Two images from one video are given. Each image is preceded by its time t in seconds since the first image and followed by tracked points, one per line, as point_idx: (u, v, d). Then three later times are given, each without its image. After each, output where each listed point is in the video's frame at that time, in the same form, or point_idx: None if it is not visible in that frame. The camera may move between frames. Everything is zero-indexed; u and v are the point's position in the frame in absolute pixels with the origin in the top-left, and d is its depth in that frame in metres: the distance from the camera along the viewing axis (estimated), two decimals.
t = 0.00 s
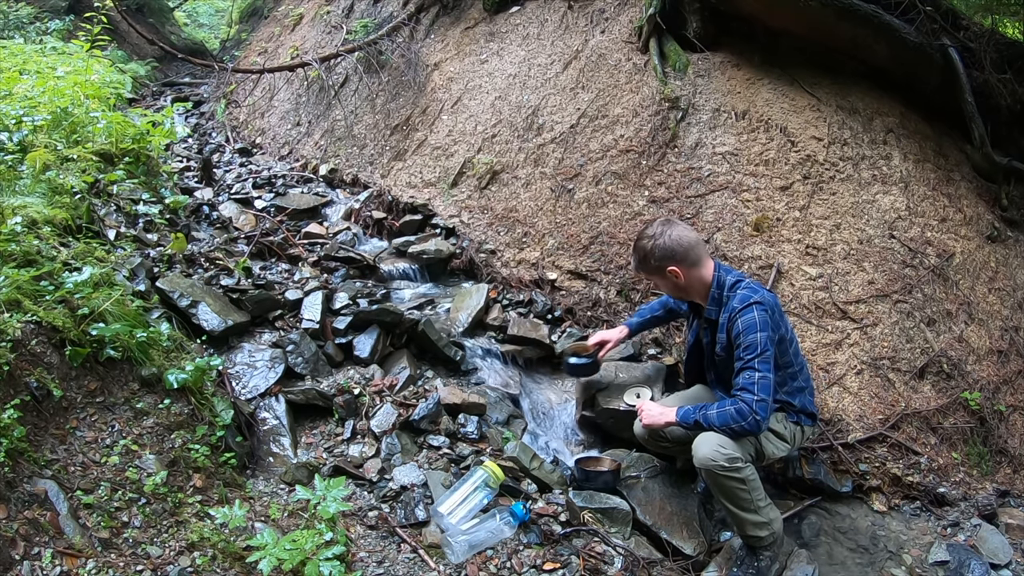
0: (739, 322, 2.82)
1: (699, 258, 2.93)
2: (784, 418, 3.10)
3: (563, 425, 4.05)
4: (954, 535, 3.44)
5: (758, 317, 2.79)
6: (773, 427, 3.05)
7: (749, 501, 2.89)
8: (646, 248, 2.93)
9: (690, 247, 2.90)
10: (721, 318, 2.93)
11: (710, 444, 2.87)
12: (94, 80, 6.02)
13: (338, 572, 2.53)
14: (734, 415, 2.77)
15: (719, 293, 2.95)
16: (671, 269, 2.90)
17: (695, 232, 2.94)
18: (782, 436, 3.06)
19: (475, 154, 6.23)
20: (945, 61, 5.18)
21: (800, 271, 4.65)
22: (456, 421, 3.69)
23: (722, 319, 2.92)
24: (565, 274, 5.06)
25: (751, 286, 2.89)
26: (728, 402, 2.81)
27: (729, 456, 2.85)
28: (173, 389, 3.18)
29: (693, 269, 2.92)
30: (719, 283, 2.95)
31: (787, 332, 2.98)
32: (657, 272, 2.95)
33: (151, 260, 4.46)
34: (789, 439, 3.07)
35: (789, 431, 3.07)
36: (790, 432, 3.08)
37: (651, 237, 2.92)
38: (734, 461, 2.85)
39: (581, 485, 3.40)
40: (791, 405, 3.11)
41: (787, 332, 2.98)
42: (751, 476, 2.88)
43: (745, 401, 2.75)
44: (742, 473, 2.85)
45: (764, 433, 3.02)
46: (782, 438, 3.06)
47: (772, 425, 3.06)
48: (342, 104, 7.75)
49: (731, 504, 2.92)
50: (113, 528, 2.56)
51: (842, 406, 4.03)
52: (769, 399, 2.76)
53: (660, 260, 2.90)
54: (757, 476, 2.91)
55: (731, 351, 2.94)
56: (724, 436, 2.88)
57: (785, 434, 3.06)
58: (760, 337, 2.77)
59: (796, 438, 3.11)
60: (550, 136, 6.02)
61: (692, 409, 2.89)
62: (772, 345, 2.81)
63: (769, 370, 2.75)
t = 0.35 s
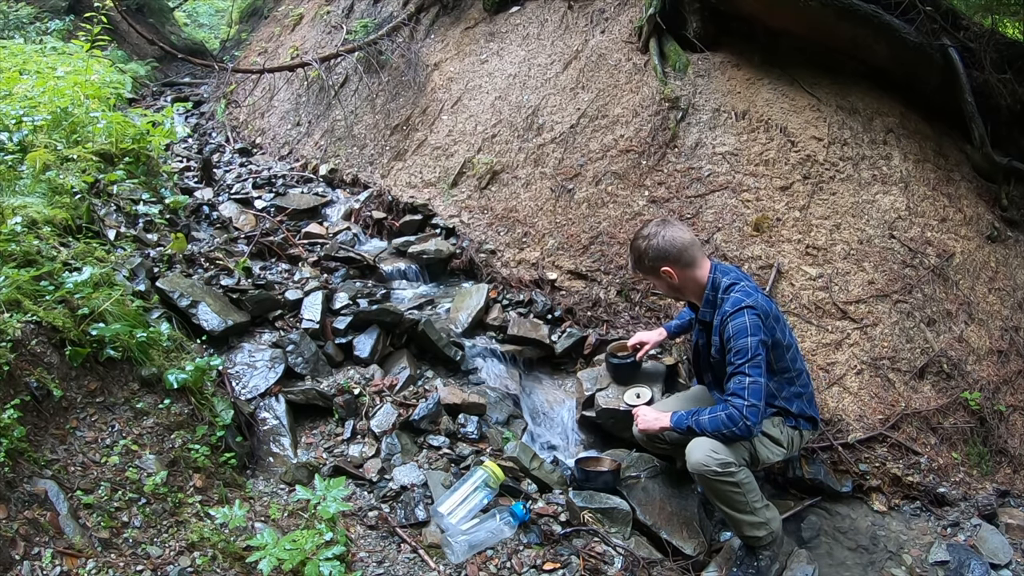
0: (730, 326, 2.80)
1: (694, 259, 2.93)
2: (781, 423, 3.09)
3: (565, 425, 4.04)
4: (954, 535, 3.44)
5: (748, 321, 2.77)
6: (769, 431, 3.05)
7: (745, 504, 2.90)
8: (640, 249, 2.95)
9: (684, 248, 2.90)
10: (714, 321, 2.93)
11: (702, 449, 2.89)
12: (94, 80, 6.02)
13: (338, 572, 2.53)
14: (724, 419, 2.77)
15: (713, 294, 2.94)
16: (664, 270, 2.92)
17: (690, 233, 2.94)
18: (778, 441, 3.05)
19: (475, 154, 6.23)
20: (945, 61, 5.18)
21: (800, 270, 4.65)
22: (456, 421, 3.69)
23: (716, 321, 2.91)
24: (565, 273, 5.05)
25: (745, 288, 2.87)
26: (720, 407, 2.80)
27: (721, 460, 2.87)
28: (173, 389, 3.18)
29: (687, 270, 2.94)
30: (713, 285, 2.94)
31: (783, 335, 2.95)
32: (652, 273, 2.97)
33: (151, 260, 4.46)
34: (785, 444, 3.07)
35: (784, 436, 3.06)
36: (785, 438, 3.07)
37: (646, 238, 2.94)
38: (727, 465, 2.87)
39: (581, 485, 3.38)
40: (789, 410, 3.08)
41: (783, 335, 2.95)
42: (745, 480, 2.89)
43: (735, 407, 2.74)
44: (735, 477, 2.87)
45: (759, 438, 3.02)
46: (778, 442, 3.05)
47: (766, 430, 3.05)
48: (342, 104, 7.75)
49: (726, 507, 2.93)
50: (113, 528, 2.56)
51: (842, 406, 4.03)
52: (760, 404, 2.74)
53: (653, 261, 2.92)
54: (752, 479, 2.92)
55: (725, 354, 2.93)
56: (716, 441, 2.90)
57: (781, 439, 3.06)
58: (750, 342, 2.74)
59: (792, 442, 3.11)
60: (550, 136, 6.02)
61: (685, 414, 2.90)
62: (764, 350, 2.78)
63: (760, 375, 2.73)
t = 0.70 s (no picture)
0: (727, 329, 2.80)
1: (691, 262, 2.93)
2: (781, 426, 3.08)
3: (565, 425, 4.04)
4: (954, 535, 3.44)
5: (746, 324, 2.76)
6: (768, 434, 3.03)
7: (744, 505, 2.90)
8: (638, 252, 2.96)
9: (680, 252, 2.90)
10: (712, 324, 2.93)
11: (700, 451, 2.89)
12: (94, 80, 6.02)
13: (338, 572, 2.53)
14: (723, 422, 2.77)
15: (711, 297, 2.93)
16: (662, 273, 2.93)
17: (687, 235, 2.94)
18: (777, 443, 3.04)
19: (475, 154, 6.23)
20: (945, 61, 5.18)
21: (800, 271, 4.65)
22: (456, 421, 3.69)
23: (714, 324, 2.91)
24: (565, 273, 5.06)
25: (742, 291, 2.86)
26: (718, 411, 2.81)
27: (719, 463, 2.87)
28: (173, 389, 3.18)
29: (685, 273, 2.94)
30: (711, 288, 2.93)
31: (782, 338, 2.95)
32: (650, 277, 2.98)
33: (151, 260, 4.46)
34: (784, 447, 3.05)
35: (783, 439, 3.05)
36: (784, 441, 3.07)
37: (643, 242, 2.95)
38: (725, 468, 2.87)
39: (581, 485, 3.38)
40: (789, 413, 3.08)
41: (782, 337, 2.95)
42: (743, 481, 2.89)
43: (733, 410, 2.74)
44: (734, 479, 2.87)
45: (758, 440, 3.00)
46: (777, 444, 3.04)
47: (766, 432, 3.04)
48: (342, 104, 7.75)
49: (725, 509, 2.94)
50: (113, 528, 2.57)
51: (842, 406, 4.03)
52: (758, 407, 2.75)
53: (650, 265, 2.93)
54: (750, 480, 2.92)
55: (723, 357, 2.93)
56: (713, 444, 2.89)
57: (781, 441, 3.05)
58: (747, 345, 2.74)
59: (792, 445, 3.10)
60: (551, 136, 6.02)
61: (684, 416, 2.90)
62: (761, 352, 2.78)
63: (758, 379, 2.73)
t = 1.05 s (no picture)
0: (733, 330, 2.80)
1: (696, 264, 2.93)
2: (784, 428, 3.09)
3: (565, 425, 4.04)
4: (954, 535, 3.44)
5: (753, 325, 2.77)
6: (771, 437, 3.03)
7: (745, 506, 2.90)
8: (642, 255, 2.95)
9: (686, 254, 2.90)
10: (718, 325, 2.93)
11: (702, 453, 2.88)
12: (94, 80, 6.02)
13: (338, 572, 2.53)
14: (727, 423, 2.77)
15: (718, 298, 2.93)
16: (667, 276, 2.92)
17: (692, 236, 2.93)
18: (779, 445, 3.04)
19: (475, 154, 6.23)
20: (946, 61, 5.14)
21: (800, 271, 4.66)
22: (456, 421, 3.69)
23: (720, 325, 2.91)
24: (565, 273, 5.06)
25: (750, 291, 2.87)
26: (720, 412, 2.81)
27: (721, 464, 2.86)
28: (173, 389, 3.18)
29: (690, 275, 2.93)
30: (717, 289, 2.94)
31: (787, 340, 2.95)
32: (654, 279, 2.97)
33: (151, 260, 4.46)
34: (787, 449, 3.05)
35: (785, 441, 3.05)
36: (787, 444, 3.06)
37: (648, 244, 2.94)
38: (727, 469, 2.86)
39: (581, 485, 3.37)
40: (791, 416, 3.09)
41: (788, 339, 2.96)
42: (745, 483, 2.89)
43: (736, 412, 2.75)
44: (736, 480, 2.86)
45: (760, 442, 3.00)
46: (779, 446, 3.03)
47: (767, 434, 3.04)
48: (342, 104, 7.75)
49: (726, 509, 2.94)
50: (113, 528, 2.57)
51: (842, 405, 4.03)
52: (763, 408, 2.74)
53: (655, 267, 2.92)
54: (752, 481, 2.91)
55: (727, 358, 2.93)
56: (716, 445, 2.89)
57: (783, 443, 3.04)
58: (753, 347, 2.74)
59: (794, 447, 3.10)
60: (550, 136, 6.02)
61: (686, 417, 2.90)
62: (767, 354, 2.78)
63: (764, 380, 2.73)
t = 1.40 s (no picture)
0: (734, 332, 2.80)
1: (700, 265, 2.93)
2: (785, 428, 3.09)
3: (564, 425, 4.04)
4: (954, 535, 3.44)
5: (754, 327, 2.77)
6: (772, 438, 3.03)
7: (746, 507, 2.91)
8: (646, 255, 2.95)
9: (690, 255, 2.90)
10: (720, 326, 2.93)
11: (703, 454, 2.89)
12: (94, 80, 6.02)
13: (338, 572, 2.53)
14: (727, 424, 2.77)
15: (719, 299, 2.93)
16: (670, 276, 2.93)
17: (696, 237, 2.93)
18: (780, 446, 3.04)
19: (475, 154, 6.23)
20: (945, 61, 5.15)
21: (800, 271, 4.65)
22: (456, 421, 3.69)
23: (722, 326, 2.91)
24: (565, 273, 5.06)
25: (752, 293, 2.87)
26: (721, 414, 2.81)
27: (722, 465, 2.86)
28: (173, 389, 3.18)
29: (694, 276, 2.94)
30: (720, 290, 2.93)
31: (789, 341, 2.95)
32: (658, 279, 2.98)
33: (151, 260, 4.45)
34: (788, 450, 3.05)
35: (787, 443, 3.05)
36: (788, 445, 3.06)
37: (652, 244, 2.93)
38: (728, 471, 2.86)
39: (581, 485, 3.38)
40: (792, 417, 3.09)
41: (789, 341, 2.96)
42: (746, 484, 2.89)
43: (737, 414, 2.75)
44: (737, 481, 2.87)
45: (761, 443, 3.00)
46: (781, 447, 3.03)
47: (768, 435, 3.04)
48: (342, 104, 7.75)
49: (727, 510, 2.95)
50: (113, 528, 2.57)
51: (842, 405, 4.03)
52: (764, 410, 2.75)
53: (659, 268, 2.93)
54: (754, 482, 2.92)
55: (729, 360, 2.93)
56: (717, 446, 2.89)
57: (784, 444, 3.04)
58: (755, 349, 2.74)
59: (795, 448, 3.10)
60: (550, 136, 6.02)
61: (688, 418, 2.88)
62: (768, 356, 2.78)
63: (765, 382, 2.73)
